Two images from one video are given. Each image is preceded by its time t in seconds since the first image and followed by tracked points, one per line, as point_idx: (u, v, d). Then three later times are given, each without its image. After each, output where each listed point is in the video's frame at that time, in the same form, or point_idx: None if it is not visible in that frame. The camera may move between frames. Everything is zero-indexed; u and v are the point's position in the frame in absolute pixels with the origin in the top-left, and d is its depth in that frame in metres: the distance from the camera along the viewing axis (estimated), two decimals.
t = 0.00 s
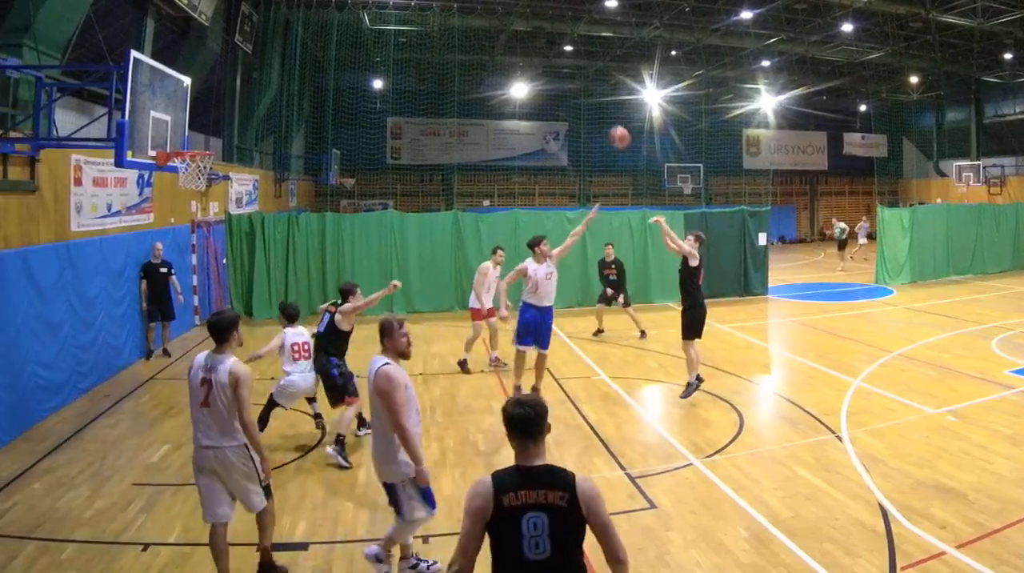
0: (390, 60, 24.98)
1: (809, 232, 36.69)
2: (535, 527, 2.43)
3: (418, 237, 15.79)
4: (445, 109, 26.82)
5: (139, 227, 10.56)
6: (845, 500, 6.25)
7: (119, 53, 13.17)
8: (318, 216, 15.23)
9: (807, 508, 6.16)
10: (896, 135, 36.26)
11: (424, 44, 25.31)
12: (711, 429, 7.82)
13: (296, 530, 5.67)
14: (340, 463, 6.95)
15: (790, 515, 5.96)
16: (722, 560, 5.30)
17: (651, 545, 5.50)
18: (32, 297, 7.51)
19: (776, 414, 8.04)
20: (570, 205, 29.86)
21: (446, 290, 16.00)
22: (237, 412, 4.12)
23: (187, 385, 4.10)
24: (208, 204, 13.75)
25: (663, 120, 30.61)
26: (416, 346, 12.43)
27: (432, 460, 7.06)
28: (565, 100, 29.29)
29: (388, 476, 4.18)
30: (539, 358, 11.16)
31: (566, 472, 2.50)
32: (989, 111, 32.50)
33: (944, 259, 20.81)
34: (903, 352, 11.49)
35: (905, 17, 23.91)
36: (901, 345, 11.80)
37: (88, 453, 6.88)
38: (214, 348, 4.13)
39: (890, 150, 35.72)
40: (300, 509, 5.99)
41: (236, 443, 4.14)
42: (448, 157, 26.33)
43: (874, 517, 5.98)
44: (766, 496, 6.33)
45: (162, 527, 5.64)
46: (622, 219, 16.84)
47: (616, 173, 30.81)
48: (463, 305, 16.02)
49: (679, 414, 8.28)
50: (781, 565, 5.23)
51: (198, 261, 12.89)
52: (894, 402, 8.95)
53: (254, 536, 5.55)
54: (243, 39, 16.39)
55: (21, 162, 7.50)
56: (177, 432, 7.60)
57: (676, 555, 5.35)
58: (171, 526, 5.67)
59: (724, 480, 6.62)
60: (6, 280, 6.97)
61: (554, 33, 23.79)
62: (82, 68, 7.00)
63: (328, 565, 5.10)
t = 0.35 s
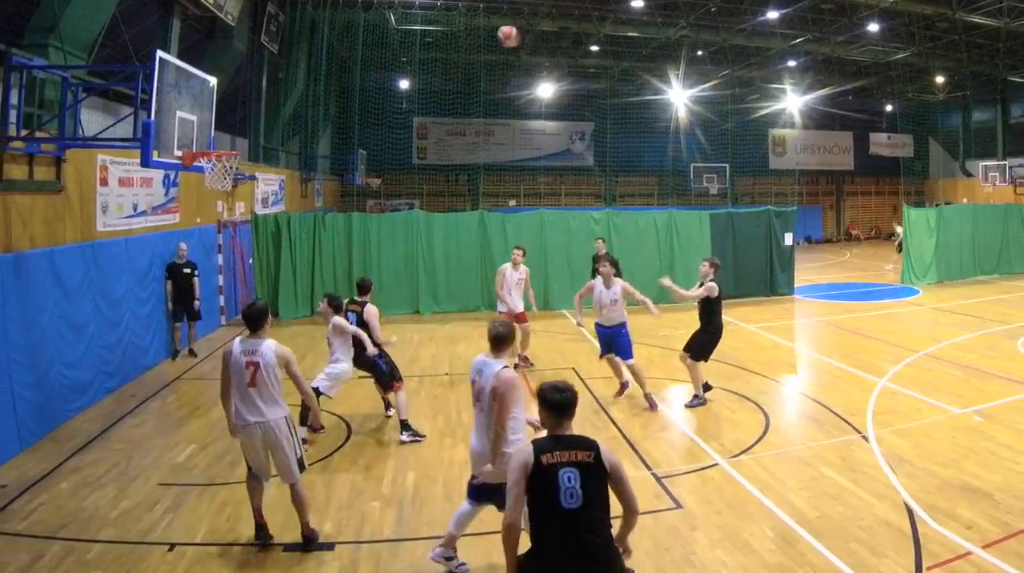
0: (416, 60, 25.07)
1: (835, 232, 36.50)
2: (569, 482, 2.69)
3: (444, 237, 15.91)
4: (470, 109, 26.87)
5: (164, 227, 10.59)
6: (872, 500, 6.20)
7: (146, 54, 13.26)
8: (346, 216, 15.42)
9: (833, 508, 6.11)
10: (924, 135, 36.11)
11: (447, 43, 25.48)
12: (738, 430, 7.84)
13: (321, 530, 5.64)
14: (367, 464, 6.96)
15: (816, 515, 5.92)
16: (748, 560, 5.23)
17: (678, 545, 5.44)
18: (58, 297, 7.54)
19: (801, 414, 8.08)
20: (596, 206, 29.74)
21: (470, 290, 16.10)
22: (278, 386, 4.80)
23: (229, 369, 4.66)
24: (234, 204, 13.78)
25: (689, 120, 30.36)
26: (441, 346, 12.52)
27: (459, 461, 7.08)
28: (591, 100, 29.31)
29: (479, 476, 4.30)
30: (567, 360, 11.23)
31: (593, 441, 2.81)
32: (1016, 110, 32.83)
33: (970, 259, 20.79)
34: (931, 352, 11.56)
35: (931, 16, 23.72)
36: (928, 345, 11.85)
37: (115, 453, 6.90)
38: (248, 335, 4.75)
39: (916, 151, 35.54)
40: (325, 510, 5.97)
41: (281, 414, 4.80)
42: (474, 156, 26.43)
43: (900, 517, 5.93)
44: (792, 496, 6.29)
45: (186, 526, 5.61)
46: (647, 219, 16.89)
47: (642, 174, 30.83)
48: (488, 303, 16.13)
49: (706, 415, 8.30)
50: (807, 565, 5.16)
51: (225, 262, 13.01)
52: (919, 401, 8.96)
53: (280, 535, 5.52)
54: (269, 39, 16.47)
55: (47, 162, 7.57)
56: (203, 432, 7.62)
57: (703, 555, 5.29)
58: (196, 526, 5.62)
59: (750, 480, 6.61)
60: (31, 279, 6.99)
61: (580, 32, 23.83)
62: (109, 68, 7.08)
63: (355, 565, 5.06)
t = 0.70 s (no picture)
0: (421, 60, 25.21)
1: (841, 232, 36.23)
2: (482, 437, 3.45)
3: (451, 236, 15.92)
4: (476, 109, 26.91)
5: (169, 227, 10.57)
6: (877, 500, 6.20)
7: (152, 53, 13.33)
8: (351, 215, 15.42)
9: (838, 508, 6.11)
10: (929, 135, 36.09)
11: (453, 44, 25.42)
12: (744, 430, 7.85)
13: (327, 530, 5.63)
14: (372, 464, 6.97)
15: (821, 515, 5.91)
16: (754, 559, 5.22)
17: (684, 545, 5.44)
18: (64, 297, 7.54)
19: (807, 414, 8.09)
20: (602, 205, 29.68)
21: (475, 290, 16.09)
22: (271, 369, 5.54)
23: (232, 355, 5.37)
24: (239, 204, 13.77)
25: (695, 120, 30.42)
26: (447, 346, 12.52)
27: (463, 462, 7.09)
28: (597, 99, 29.35)
29: (577, 467, 4.54)
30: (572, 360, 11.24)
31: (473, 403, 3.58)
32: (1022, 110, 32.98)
33: (976, 259, 20.79)
34: (937, 352, 11.56)
35: (937, 17, 23.65)
36: (933, 345, 11.86)
37: (119, 453, 6.91)
38: (242, 324, 5.48)
39: (922, 150, 35.54)
40: (331, 510, 5.96)
41: (275, 392, 5.52)
42: (480, 156, 26.58)
43: (905, 517, 5.93)
44: (797, 496, 6.29)
45: (190, 528, 5.58)
46: (653, 219, 16.91)
47: (648, 175, 30.72)
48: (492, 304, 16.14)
49: (710, 415, 8.31)
50: (812, 564, 5.15)
51: (230, 261, 13.01)
52: (925, 401, 8.97)
53: (285, 536, 5.51)
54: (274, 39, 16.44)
55: (53, 162, 7.59)
56: (208, 432, 7.63)
57: (708, 554, 5.28)
58: (202, 526, 5.62)
59: (755, 480, 6.62)
60: (36, 279, 6.97)
61: (585, 32, 23.86)
62: (114, 68, 7.10)
63: (361, 566, 5.05)
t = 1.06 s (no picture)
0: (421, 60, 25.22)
1: (840, 232, 36.29)
2: (396, 385, 4.54)
3: (451, 236, 15.93)
4: (477, 109, 26.92)
5: (169, 227, 10.57)
6: (877, 500, 6.20)
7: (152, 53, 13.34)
8: (352, 215, 15.43)
9: (838, 508, 6.11)
10: (930, 135, 36.02)
11: (453, 44, 25.41)
12: (743, 430, 7.86)
13: (326, 529, 5.63)
14: (372, 464, 6.98)
15: (820, 515, 5.91)
16: (754, 559, 5.22)
17: (684, 545, 5.43)
18: (64, 297, 7.54)
19: (807, 414, 8.10)
20: (602, 205, 29.65)
21: (475, 290, 16.09)
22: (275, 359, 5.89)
23: (240, 350, 5.65)
24: (239, 203, 13.75)
25: (695, 120, 30.44)
26: (447, 346, 12.53)
27: (463, 462, 7.09)
28: (597, 99, 29.36)
29: (652, 447, 4.82)
30: (572, 360, 11.25)
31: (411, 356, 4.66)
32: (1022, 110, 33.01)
33: (976, 259, 20.79)
34: (937, 352, 11.56)
35: (937, 17, 23.64)
36: (933, 345, 11.86)
37: (119, 453, 6.91)
38: (246, 319, 5.71)
39: (922, 150, 35.50)
40: (331, 510, 5.97)
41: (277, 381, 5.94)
42: (480, 155, 26.57)
43: (905, 517, 5.93)
44: (797, 496, 6.29)
45: (191, 528, 5.57)
46: (653, 219, 16.91)
47: (648, 175, 30.71)
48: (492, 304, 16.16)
49: (710, 415, 8.31)
50: (812, 564, 5.15)
51: (231, 261, 13.01)
52: (925, 402, 8.97)
53: (285, 536, 5.51)
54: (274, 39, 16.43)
55: (53, 162, 7.60)
56: (208, 432, 7.63)
57: (708, 554, 5.28)
58: (202, 526, 5.62)
59: (755, 481, 6.62)
60: (36, 279, 6.97)
61: (585, 32, 23.86)
62: (115, 68, 7.10)
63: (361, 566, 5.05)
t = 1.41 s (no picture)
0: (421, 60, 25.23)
1: (840, 232, 36.31)
2: (350, 365, 5.65)
3: (451, 236, 15.93)
4: (477, 109, 26.93)
5: (169, 227, 10.57)
6: (877, 500, 6.20)
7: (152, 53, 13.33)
8: (352, 215, 15.43)
9: (838, 508, 6.11)
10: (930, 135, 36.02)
11: (453, 44, 25.43)
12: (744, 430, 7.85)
13: (326, 529, 5.63)
14: (372, 464, 6.98)
15: (819, 515, 5.91)
16: (754, 559, 5.22)
17: (684, 545, 5.43)
18: (64, 297, 7.54)
19: (807, 414, 8.10)
20: (602, 205, 29.63)
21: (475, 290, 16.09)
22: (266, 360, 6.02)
23: (235, 352, 5.77)
24: (239, 203, 13.75)
25: (695, 120, 30.45)
26: (447, 346, 12.54)
27: (463, 462, 7.09)
28: (597, 99, 29.38)
29: (733, 442, 4.95)
30: (572, 360, 11.26)
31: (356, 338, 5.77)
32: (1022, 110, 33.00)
33: (976, 259, 20.79)
34: (937, 352, 11.56)
35: (937, 17, 23.64)
36: (933, 345, 11.86)
37: (119, 453, 6.91)
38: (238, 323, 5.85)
39: (922, 151, 35.50)
40: (331, 510, 5.97)
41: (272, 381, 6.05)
42: (480, 155, 26.57)
43: (905, 517, 5.92)
44: (797, 496, 6.29)
45: (191, 528, 5.57)
46: (653, 219, 16.90)
47: (648, 175, 30.71)
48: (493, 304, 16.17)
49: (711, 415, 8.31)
50: (812, 564, 5.15)
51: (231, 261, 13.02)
52: (924, 402, 8.97)
53: (284, 536, 5.51)
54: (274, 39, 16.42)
55: (53, 162, 7.59)
56: (208, 432, 7.63)
57: (709, 554, 5.28)
58: (202, 526, 5.62)
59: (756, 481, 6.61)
60: (36, 279, 6.97)
61: (585, 32, 23.85)
62: (114, 68, 7.09)
63: (361, 566, 5.05)
